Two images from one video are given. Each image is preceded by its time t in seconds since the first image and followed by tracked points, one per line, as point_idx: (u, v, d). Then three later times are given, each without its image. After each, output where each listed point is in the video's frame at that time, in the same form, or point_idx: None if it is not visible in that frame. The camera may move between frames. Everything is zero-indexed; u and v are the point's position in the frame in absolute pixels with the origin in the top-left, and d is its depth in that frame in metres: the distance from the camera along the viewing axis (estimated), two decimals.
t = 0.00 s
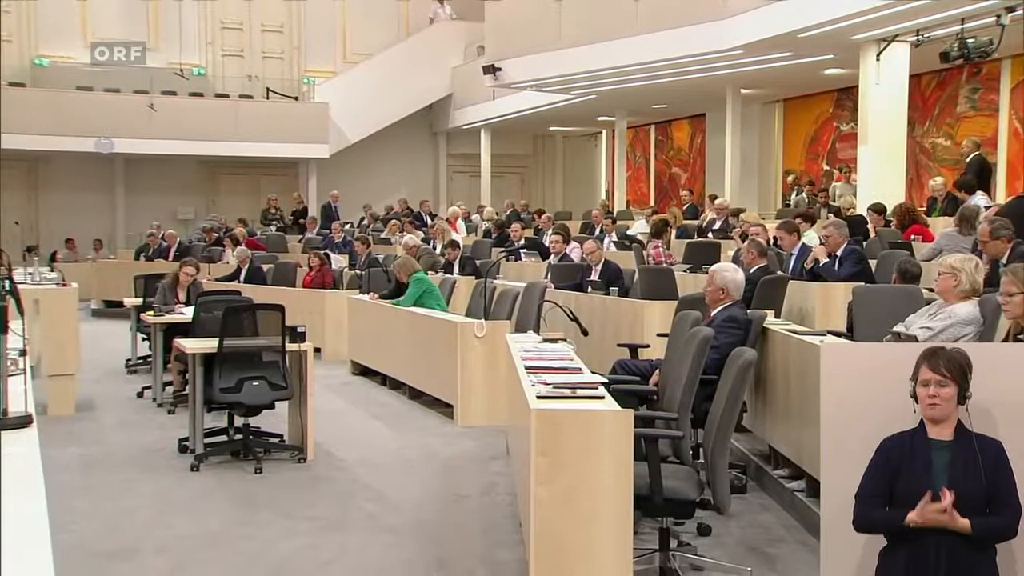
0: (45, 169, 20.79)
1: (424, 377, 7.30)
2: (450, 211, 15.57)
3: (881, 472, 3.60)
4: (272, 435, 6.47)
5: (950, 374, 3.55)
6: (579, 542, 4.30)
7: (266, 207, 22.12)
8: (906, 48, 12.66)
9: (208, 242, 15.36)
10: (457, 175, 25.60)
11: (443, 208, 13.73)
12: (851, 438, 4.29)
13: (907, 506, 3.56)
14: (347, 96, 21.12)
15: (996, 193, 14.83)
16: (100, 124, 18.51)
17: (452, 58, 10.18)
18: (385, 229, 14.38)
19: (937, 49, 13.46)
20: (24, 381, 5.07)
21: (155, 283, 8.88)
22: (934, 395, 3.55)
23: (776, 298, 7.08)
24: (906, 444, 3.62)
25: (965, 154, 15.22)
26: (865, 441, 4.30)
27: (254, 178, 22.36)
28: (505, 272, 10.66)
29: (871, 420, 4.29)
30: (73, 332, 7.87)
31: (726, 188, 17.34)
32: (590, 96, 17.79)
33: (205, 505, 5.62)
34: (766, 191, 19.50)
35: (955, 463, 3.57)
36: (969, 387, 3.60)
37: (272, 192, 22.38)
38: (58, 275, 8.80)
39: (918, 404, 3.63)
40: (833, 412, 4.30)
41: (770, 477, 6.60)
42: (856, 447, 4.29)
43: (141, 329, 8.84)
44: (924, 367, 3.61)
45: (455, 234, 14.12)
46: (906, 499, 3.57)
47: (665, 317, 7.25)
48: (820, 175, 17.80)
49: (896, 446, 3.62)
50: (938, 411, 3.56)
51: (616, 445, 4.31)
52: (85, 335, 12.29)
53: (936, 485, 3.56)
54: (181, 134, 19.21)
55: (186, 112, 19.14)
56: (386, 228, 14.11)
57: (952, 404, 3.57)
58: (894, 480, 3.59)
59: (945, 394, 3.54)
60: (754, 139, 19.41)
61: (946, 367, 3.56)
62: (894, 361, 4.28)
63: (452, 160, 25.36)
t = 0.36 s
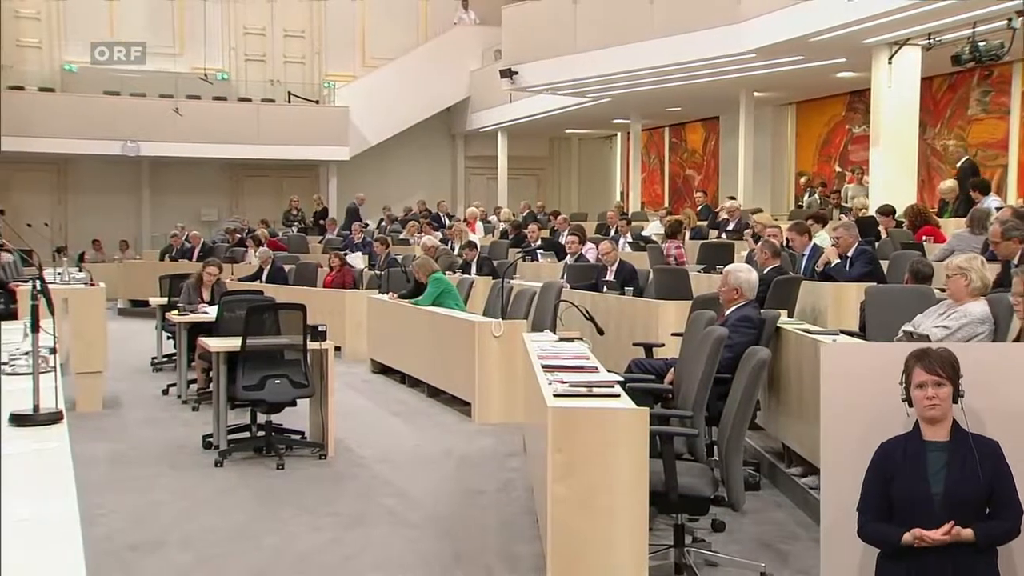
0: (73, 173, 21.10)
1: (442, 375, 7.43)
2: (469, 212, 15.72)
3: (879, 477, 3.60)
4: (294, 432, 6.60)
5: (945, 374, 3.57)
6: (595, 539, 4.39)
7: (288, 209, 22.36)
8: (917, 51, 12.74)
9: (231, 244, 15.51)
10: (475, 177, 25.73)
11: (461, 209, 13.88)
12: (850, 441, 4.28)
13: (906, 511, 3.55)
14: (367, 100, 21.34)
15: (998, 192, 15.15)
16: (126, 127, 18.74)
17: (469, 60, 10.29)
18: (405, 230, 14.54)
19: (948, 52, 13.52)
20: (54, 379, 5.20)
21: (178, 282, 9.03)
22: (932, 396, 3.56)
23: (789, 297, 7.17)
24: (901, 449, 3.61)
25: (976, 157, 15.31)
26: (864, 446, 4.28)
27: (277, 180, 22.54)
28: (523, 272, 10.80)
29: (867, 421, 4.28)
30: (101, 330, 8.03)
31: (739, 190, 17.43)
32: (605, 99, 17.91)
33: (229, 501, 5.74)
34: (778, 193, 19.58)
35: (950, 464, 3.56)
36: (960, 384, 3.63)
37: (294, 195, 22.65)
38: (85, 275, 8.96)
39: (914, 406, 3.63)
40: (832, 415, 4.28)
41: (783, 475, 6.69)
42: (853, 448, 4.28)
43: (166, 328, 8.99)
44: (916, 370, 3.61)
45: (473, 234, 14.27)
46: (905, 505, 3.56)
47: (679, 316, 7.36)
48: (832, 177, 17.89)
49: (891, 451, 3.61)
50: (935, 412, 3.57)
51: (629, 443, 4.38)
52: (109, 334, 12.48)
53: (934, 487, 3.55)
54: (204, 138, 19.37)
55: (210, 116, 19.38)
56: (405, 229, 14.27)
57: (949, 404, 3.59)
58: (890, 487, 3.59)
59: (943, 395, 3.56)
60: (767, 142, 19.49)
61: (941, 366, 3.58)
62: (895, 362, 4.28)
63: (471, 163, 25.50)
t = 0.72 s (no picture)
0: (95, 175, 21.19)
1: (455, 373, 7.54)
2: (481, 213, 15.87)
3: (878, 478, 3.60)
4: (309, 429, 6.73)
5: (944, 375, 3.61)
6: (607, 539, 4.47)
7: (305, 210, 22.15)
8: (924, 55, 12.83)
9: (248, 244, 15.66)
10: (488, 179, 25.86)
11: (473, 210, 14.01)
12: (850, 438, 4.15)
13: (907, 512, 3.54)
14: (383, 103, 21.60)
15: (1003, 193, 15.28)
16: (147, 131, 18.91)
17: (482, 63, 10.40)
18: (419, 231, 14.69)
19: (954, 55, 13.57)
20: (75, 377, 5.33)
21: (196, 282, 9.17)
22: (932, 396, 3.59)
23: (796, 296, 7.26)
24: (900, 449, 3.61)
25: (982, 158, 15.39)
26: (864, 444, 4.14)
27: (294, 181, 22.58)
28: (536, 273, 10.93)
29: (864, 422, 4.15)
30: (121, 328, 8.15)
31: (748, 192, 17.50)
32: (616, 102, 18.01)
33: (247, 496, 5.85)
34: (787, 194, 19.65)
35: (950, 463, 3.56)
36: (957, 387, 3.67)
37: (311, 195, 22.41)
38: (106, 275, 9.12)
39: (913, 407, 3.65)
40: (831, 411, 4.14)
41: (792, 472, 6.80)
42: (850, 450, 4.15)
43: (184, 327, 9.14)
44: (915, 372, 3.64)
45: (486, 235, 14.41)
46: (905, 506, 3.55)
47: (689, 316, 7.46)
48: (840, 178, 17.99)
49: (891, 452, 3.62)
50: (934, 412, 3.59)
51: (640, 440, 4.45)
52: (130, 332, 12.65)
53: (934, 487, 3.55)
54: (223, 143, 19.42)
55: (230, 119, 19.50)
56: (419, 230, 14.41)
57: (948, 405, 3.61)
58: (889, 487, 3.58)
59: (942, 395, 3.59)
60: (775, 144, 19.57)
61: (940, 366, 3.62)
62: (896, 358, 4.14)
63: (484, 164, 25.59)
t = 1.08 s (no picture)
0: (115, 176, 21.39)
1: (466, 372, 7.65)
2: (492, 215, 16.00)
3: (879, 478, 3.67)
4: (324, 426, 6.85)
5: (944, 372, 3.71)
6: (616, 537, 4.56)
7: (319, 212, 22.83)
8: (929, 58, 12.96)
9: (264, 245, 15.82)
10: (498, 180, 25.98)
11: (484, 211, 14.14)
12: (849, 439, 4.19)
13: (907, 512, 3.61)
14: (395, 107, 21.75)
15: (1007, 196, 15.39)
16: (165, 134, 18.98)
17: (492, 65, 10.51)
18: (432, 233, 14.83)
19: (959, 59, 13.63)
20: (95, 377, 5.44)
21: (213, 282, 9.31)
22: (934, 392, 3.67)
23: (803, 295, 7.36)
24: (901, 450, 3.68)
25: (987, 160, 15.45)
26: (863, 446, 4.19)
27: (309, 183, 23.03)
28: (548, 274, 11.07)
29: (864, 422, 4.19)
30: (140, 327, 8.29)
31: (755, 193, 17.58)
32: (625, 105, 18.12)
33: (262, 492, 5.96)
34: (793, 196, 19.72)
35: (949, 464, 3.62)
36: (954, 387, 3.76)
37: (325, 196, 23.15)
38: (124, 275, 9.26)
39: (913, 407, 3.71)
40: (832, 413, 4.20)
41: (798, 469, 6.93)
42: (850, 450, 4.19)
43: (200, 328, 9.27)
44: (916, 370, 3.74)
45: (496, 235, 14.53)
46: (905, 506, 3.61)
47: (696, 316, 7.56)
48: (846, 180, 18.10)
49: (891, 452, 3.69)
50: (935, 409, 3.66)
51: (649, 438, 4.53)
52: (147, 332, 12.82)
53: (933, 487, 3.61)
54: (238, 146, 19.59)
55: (246, 123, 19.72)
56: (431, 231, 14.55)
57: (948, 403, 3.69)
58: (890, 488, 3.65)
59: (943, 391, 3.67)
60: (781, 146, 19.65)
61: (939, 364, 3.73)
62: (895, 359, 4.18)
63: (494, 166, 25.73)
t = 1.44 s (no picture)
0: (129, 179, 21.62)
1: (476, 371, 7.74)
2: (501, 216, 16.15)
3: (880, 472, 3.74)
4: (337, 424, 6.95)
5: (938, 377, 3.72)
6: (624, 534, 4.64)
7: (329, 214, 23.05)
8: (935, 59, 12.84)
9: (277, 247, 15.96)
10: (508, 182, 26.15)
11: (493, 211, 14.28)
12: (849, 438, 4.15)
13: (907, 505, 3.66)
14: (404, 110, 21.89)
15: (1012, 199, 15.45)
16: (177, 136, 19.64)
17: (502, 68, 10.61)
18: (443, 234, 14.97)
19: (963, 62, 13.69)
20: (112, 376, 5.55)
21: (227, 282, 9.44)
22: (928, 397, 3.67)
23: (808, 295, 7.45)
24: (900, 447, 3.76)
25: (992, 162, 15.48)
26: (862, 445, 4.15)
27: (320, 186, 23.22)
28: (557, 274, 11.18)
29: (861, 421, 4.14)
30: (156, 326, 8.41)
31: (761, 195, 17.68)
32: (631, 109, 18.28)
33: (276, 489, 6.07)
34: (798, 198, 19.78)
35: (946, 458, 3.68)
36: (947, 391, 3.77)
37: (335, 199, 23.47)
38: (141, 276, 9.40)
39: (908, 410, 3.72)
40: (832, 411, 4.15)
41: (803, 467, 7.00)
42: (848, 449, 4.15)
43: (215, 327, 9.41)
44: (910, 374, 3.75)
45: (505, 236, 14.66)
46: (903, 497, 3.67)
47: (703, 316, 7.66)
48: (851, 183, 18.22)
49: (890, 449, 3.77)
50: (930, 414, 3.67)
51: (658, 435, 4.62)
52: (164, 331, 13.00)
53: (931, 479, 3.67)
54: (251, 145, 20.34)
55: (257, 128, 20.34)
56: (442, 232, 14.69)
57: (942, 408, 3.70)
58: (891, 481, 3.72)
59: (938, 396, 3.68)
60: (787, 148, 19.73)
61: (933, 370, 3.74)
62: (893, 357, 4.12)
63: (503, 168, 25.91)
